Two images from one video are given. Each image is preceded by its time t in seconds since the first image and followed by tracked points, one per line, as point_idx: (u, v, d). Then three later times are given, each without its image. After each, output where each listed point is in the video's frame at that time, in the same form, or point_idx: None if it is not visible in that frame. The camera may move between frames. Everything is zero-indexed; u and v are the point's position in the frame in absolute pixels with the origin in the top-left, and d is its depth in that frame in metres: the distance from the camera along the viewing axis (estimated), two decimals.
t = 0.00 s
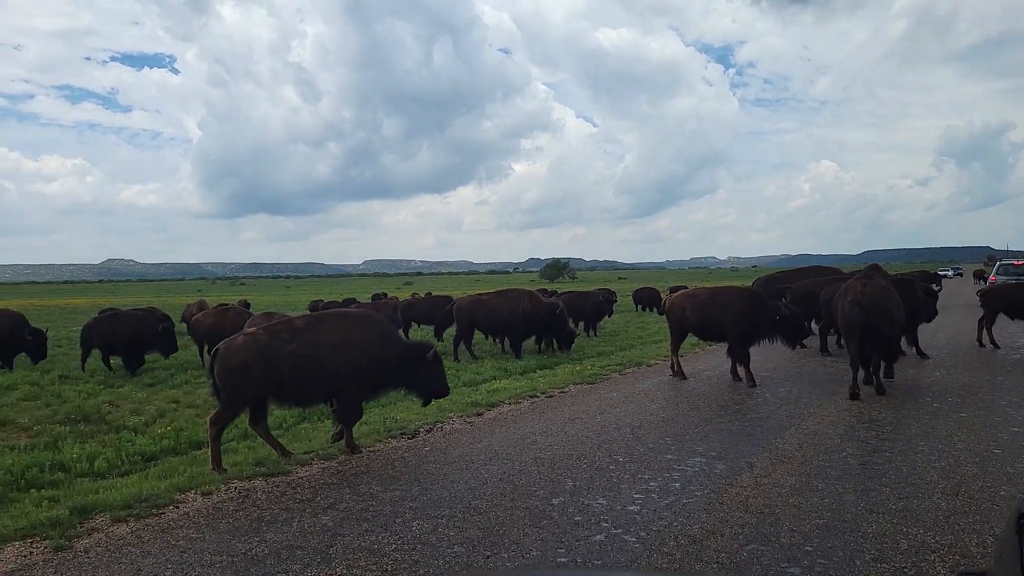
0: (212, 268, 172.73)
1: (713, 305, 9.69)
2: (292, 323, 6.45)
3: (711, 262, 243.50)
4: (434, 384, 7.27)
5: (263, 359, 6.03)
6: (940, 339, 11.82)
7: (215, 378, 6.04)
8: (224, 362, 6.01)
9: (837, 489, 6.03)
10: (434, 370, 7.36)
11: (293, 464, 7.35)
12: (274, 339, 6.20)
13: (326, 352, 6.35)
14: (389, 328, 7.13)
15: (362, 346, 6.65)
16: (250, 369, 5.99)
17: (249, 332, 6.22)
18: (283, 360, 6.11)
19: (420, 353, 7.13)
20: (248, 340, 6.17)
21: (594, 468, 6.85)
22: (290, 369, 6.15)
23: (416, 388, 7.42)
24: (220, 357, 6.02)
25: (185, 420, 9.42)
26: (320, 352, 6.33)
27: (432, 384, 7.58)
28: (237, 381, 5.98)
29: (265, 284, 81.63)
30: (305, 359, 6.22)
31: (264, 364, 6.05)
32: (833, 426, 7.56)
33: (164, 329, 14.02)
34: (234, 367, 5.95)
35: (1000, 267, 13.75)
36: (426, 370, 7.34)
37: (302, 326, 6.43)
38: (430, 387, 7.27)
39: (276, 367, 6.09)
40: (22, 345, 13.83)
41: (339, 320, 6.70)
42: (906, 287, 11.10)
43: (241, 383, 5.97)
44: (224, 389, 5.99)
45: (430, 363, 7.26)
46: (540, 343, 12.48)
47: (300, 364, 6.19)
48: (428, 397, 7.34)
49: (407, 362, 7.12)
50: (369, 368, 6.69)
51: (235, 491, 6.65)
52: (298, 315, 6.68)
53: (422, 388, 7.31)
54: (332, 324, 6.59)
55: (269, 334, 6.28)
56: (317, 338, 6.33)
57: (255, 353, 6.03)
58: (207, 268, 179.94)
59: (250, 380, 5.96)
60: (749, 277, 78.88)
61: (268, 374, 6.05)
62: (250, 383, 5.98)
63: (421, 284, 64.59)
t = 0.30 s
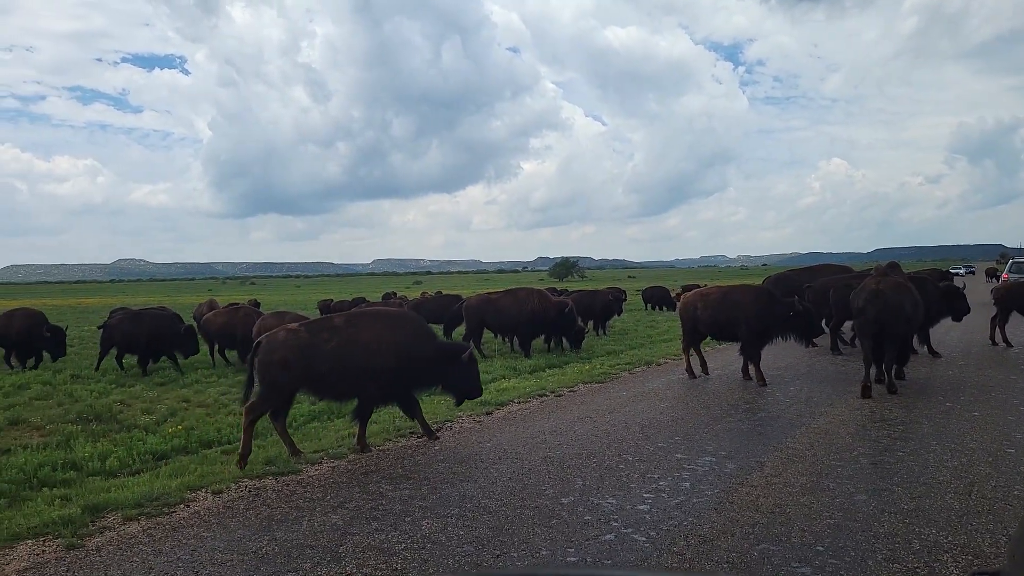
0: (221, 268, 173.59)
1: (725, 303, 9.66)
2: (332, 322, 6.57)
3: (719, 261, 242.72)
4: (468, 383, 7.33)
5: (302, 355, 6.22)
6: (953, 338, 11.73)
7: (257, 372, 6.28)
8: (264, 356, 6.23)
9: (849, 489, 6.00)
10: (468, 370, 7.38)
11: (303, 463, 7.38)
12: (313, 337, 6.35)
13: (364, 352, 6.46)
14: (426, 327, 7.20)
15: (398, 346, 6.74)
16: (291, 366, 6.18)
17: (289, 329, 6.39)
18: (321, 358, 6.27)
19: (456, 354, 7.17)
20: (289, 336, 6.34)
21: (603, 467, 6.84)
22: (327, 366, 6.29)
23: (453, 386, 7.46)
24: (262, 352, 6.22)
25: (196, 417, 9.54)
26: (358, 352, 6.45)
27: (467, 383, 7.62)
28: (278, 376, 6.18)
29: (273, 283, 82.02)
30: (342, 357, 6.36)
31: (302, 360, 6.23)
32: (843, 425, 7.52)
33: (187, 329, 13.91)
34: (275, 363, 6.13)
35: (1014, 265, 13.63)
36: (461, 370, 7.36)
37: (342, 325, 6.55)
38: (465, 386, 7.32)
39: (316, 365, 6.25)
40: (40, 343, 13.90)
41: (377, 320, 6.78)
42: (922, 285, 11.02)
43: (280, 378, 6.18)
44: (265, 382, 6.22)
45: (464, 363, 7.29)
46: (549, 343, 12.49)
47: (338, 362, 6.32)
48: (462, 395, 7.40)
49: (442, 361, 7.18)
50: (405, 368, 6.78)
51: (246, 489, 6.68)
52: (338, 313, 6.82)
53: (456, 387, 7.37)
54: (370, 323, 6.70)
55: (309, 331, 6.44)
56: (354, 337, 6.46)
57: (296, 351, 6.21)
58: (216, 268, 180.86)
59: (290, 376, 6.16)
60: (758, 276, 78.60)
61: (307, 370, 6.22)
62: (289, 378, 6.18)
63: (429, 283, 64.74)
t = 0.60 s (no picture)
0: (240, 266, 175.35)
1: (750, 303, 9.62)
2: (382, 315, 6.73)
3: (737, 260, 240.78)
4: (515, 378, 7.32)
5: (354, 347, 6.40)
6: (982, 339, 11.53)
7: (313, 365, 6.56)
8: (319, 349, 6.47)
9: (873, 492, 5.94)
10: (513, 365, 7.36)
11: (324, 461, 7.44)
12: (365, 330, 6.52)
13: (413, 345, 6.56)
14: (472, 322, 7.23)
15: (444, 339, 6.79)
16: (343, 358, 6.40)
17: (341, 323, 6.60)
18: (373, 349, 6.42)
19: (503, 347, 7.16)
20: (341, 330, 6.57)
21: (624, 467, 6.82)
22: (378, 359, 6.42)
23: (501, 381, 7.45)
24: (317, 346, 6.48)
25: (219, 415, 9.67)
26: (408, 345, 6.55)
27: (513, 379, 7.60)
28: (334, 367, 6.42)
29: (292, 282, 82.77)
30: (392, 350, 6.48)
31: (354, 352, 6.42)
32: (866, 427, 7.44)
33: (220, 326, 14.02)
34: (331, 356, 6.41)
35: None
36: (506, 365, 7.35)
37: (391, 318, 6.68)
38: (512, 379, 7.32)
39: (367, 357, 6.41)
40: (79, 341, 14.05)
41: (425, 313, 6.85)
42: (954, 285, 10.83)
43: (335, 369, 6.42)
44: (323, 373, 6.51)
45: (511, 357, 7.27)
46: (570, 343, 12.47)
47: (388, 355, 6.44)
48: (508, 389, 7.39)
49: (489, 355, 7.19)
50: (453, 361, 6.83)
51: (269, 487, 6.76)
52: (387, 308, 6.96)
53: (503, 381, 7.37)
54: (418, 317, 6.79)
55: (360, 324, 6.62)
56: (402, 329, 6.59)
57: (348, 344, 6.43)
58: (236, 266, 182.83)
59: (344, 367, 6.39)
60: (778, 275, 77.88)
61: (360, 362, 6.39)
62: (343, 369, 6.39)
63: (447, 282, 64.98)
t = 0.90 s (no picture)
0: (275, 265, 178.47)
1: (792, 301, 9.45)
2: (442, 313, 6.82)
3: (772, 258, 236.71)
4: (571, 373, 7.37)
5: (417, 343, 6.45)
6: None
7: (375, 362, 6.61)
8: (381, 346, 6.51)
9: (914, 495, 5.78)
10: (569, 360, 7.39)
11: (358, 458, 7.53)
12: (426, 326, 6.59)
13: (474, 339, 6.64)
14: (529, 318, 7.29)
15: (503, 335, 6.87)
16: (407, 354, 6.41)
17: (402, 320, 6.67)
18: (435, 345, 6.48)
19: (559, 343, 7.23)
20: (403, 327, 6.60)
21: (657, 467, 6.76)
22: (440, 355, 6.49)
23: (557, 377, 7.49)
24: (380, 343, 6.51)
25: (256, 411, 9.88)
26: (469, 340, 6.63)
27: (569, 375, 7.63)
28: (397, 364, 6.43)
29: (326, 281, 83.96)
30: (454, 345, 6.56)
31: (417, 349, 6.44)
32: (908, 429, 7.25)
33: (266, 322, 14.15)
34: (393, 352, 6.41)
35: None
36: (562, 360, 7.38)
37: (451, 315, 6.77)
38: (568, 374, 7.36)
39: (430, 352, 6.46)
40: (134, 339, 14.48)
41: (482, 310, 6.95)
42: (1001, 282, 10.48)
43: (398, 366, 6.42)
44: (385, 370, 6.55)
45: (567, 352, 7.31)
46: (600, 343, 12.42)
47: (450, 350, 6.52)
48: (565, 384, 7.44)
49: (546, 350, 7.24)
50: (512, 355, 6.90)
51: (304, 483, 6.87)
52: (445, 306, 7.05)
53: (560, 376, 7.42)
54: (476, 313, 6.88)
55: (422, 321, 6.69)
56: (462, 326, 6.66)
57: (412, 339, 6.44)
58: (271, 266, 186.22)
59: (407, 363, 6.40)
60: (815, 273, 76.37)
61: (424, 358, 6.45)
62: (407, 366, 6.41)
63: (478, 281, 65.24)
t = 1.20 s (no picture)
0: (277, 263, 178.56)
1: (802, 302, 9.45)
2: (472, 309, 6.84)
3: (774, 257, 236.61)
4: (599, 371, 7.37)
5: (446, 339, 6.49)
6: None
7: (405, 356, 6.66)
8: (411, 339, 6.57)
9: (917, 495, 5.78)
10: (597, 358, 7.37)
11: (362, 456, 7.53)
12: (456, 322, 6.63)
13: (503, 336, 6.66)
14: (558, 316, 7.29)
15: (531, 332, 6.88)
16: (436, 348, 6.47)
17: (433, 314, 6.73)
18: (464, 340, 6.52)
19: (587, 342, 7.21)
20: (433, 322, 6.66)
21: (661, 466, 6.76)
22: (469, 350, 6.52)
23: (584, 375, 7.50)
24: (410, 337, 6.58)
25: (260, 409, 9.91)
26: (498, 336, 6.65)
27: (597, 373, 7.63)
28: (424, 358, 6.49)
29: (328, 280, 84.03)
30: (483, 341, 6.58)
31: (445, 344, 6.49)
32: (912, 429, 7.25)
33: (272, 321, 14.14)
34: (422, 346, 6.48)
35: None
36: (590, 359, 7.36)
37: (481, 311, 6.80)
38: (595, 373, 7.36)
39: (458, 347, 6.50)
40: (149, 336, 14.54)
41: (511, 307, 6.96)
42: (1004, 281, 10.49)
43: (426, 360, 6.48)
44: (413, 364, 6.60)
45: (596, 350, 7.30)
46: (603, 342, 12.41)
47: (479, 346, 6.55)
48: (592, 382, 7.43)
49: (575, 348, 7.23)
50: (539, 352, 6.90)
51: (308, 480, 6.88)
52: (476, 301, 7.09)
53: (586, 375, 7.41)
54: (506, 310, 6.90)
55: (452, 317, 6.74)
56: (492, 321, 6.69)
57: (441, 334, 6.49)
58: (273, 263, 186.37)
59: (435, 358, 6.46)
60: (817, 272, 76.32)
61: (453, 353, 6.49)
62: (433, 360, 6.46)
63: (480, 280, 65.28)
